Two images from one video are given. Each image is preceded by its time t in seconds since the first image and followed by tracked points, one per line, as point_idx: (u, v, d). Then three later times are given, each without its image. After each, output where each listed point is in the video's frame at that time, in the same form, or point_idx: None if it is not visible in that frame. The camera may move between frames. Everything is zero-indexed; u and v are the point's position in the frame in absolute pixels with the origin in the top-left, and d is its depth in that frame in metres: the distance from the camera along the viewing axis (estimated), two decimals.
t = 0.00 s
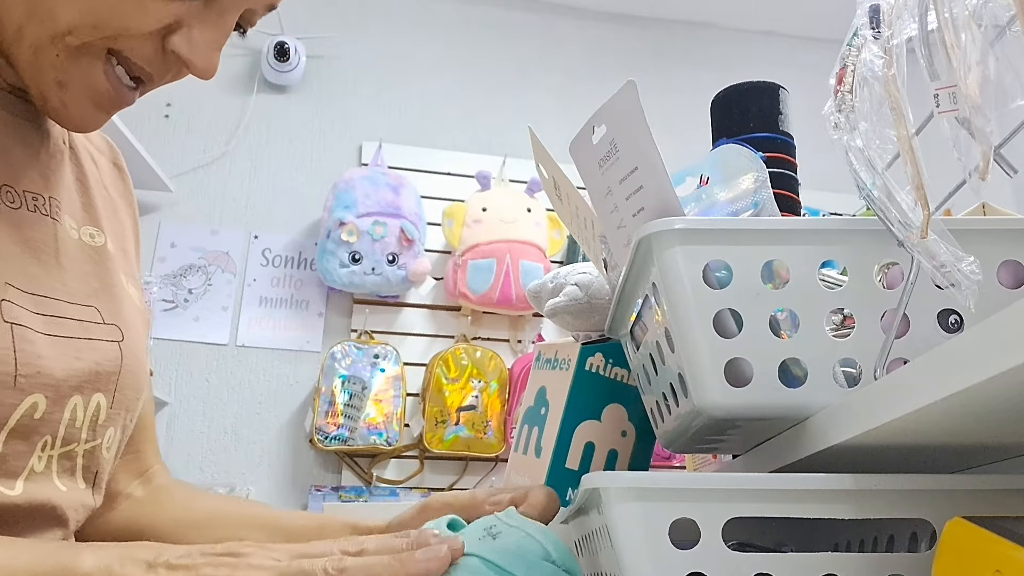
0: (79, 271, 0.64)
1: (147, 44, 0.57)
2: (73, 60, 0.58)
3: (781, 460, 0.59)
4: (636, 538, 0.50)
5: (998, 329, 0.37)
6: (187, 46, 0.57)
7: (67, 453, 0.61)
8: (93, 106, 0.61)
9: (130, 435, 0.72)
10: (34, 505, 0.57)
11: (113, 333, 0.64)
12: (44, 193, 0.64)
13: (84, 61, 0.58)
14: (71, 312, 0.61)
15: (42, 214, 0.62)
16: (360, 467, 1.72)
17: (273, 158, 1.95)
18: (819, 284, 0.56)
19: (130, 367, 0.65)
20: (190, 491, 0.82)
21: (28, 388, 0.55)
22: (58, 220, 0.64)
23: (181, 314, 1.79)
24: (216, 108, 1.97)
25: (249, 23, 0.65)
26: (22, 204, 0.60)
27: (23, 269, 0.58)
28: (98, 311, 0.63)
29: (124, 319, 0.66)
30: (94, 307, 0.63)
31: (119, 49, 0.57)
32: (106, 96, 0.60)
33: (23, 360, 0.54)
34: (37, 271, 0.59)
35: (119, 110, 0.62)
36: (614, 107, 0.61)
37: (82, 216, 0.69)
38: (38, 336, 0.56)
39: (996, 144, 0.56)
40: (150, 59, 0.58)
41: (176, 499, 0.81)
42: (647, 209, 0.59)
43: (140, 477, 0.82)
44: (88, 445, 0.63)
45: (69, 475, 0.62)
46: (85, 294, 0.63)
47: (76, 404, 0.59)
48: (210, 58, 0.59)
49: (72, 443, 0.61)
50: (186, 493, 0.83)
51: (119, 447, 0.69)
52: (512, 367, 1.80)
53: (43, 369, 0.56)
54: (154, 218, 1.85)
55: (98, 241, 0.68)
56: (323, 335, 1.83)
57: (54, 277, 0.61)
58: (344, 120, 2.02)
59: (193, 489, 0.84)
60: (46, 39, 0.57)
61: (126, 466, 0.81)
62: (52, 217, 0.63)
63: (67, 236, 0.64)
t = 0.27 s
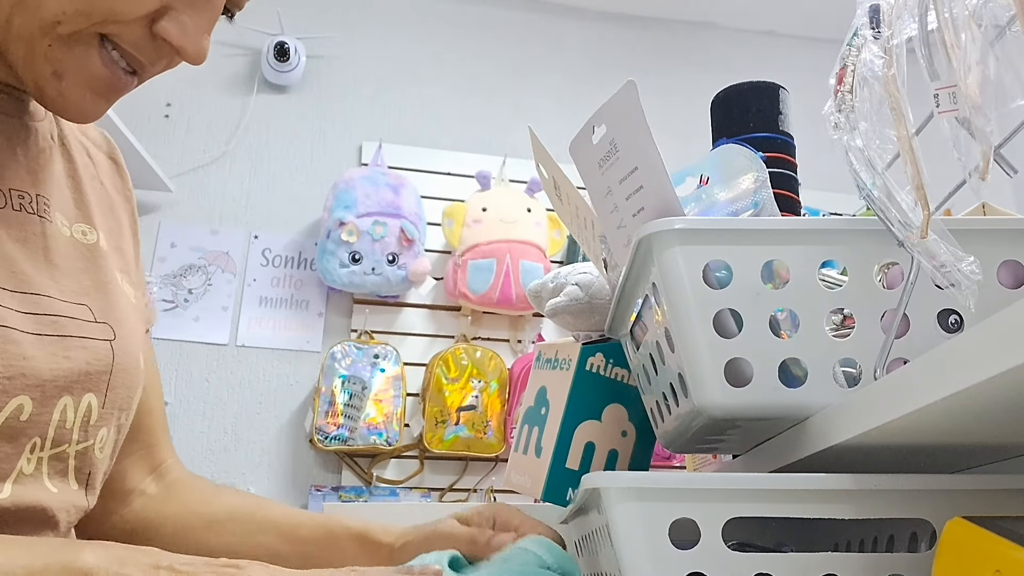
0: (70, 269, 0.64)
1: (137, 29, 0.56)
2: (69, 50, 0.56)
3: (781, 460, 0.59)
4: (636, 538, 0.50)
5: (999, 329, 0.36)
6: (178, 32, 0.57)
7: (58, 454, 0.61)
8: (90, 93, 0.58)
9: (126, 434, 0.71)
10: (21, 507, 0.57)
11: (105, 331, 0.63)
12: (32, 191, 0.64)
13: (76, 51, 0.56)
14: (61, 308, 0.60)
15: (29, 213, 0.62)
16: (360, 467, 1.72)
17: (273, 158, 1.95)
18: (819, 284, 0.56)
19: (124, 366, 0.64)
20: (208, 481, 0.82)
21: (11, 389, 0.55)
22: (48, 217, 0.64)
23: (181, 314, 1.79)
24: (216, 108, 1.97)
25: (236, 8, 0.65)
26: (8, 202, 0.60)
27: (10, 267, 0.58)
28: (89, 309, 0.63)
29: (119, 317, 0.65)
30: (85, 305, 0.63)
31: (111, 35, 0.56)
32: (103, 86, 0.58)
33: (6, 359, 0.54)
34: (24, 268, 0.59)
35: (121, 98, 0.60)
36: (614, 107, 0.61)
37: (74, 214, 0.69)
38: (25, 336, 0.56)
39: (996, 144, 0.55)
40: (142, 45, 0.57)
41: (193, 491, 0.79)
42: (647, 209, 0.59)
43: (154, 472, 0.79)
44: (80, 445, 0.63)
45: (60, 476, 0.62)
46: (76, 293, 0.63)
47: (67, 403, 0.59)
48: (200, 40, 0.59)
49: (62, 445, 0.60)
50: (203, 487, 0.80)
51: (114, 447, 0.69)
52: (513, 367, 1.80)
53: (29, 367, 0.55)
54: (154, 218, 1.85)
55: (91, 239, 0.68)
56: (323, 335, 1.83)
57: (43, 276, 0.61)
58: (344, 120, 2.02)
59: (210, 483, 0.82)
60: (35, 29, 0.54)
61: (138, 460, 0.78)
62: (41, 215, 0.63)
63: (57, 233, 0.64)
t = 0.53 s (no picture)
0: (72, 268, 0.64)
1: (136, 23, 0.56)
2: (66, 46, 0.55)
3: (781, 460, 0.59)
4: (636, 538, 0.50)
5: (999, 329, 0.37)
6: (174, 24, 0.58)
7: (60, 453, 0.61)
8: (92, 91, 0.59)
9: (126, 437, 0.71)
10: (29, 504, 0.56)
11: (108, 331, 0.63)
12: (35, 190, 0.64)
13: (74, 49, 0.56)
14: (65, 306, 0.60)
15: (32, 213, 0.62)
16: (360, 467, 1.72)
17: (273, 158, 1.95)
18: (819, 284, 0.56)
19: (124, 365, 0.65)
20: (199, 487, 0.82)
21: (12, 386, 0.55)
22: (53, 218, 0.64)
23: (181, 314, 1.79)
24: (216, 108, 1.97)
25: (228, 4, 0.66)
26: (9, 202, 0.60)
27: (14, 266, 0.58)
28: (92, 309, 0.63)
29: (121, 318, 0.66)
30: (88, 305, 0.63)
31: (110, 31, 0.56)
32: (102, 82, 0.58)
33: (8, 358, 0.54)
34: (28, 266, 0.59)
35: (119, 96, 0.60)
36: (614, 107, 0.61)
37: (75, 215, 0.69)
38: (29, 335, 0.56)
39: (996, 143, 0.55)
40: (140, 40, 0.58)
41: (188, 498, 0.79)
42: (647, 209, 0.59)
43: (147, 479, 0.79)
44: (82, 444, 0.63)
45: (63, 475, 0.62)
46: (78, 293, 0.63)
47: (68, 402, 0.59)
48: (196, 33, 0.60)
49: (65, 444, 0.60)
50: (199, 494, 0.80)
51: (115, 447, 0.69)
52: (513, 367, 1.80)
53: (30, 365, 0.56)
54: (154, 218, 1.85)
55: (91, 240, 0.68)
56: (323, 335, 1.83)
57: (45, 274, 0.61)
58: (344, 120, 2.02)
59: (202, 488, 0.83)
60: (32, 27, 0.54)
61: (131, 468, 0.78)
62: (46, 215, 0.63)
63: (60, 233, 0.64)
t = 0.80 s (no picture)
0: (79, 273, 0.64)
1: (144, 28, 0.54)
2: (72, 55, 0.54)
3: (781, 460, 0.59)
4: (636, 538, 0.50)
5: (1001, 330, 0.36)
6: (184, 28, 0.55)
7: (67, 454, 0.60)
8: (102, 99, 0.57)
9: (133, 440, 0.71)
10: (29, 507, 0.57)
11: (116, 333, 0.63)
12: (42, 195, 0.64)
13: (83, 56, 0.54)
14: (74, 310, 0.60)
15: (39, 218, 0.62)
16: (360, 467, 1.72)
17: (273, 158, 1.95)
18: (818, 284, 0.56)
19: (133, 367, 0.64)
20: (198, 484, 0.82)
21: (20, 392, 0.54)
22: (59, 223, 0.64)
23: (181, 314, 1.79)
24: (217, 108, 1.97)
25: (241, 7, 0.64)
26: (17, 208, 0.60)
27: (21, 271, 0.58)
28: (101, 312, 0.63)
29: (128, 321, 0.66)
30: (96, 308, 0.63)
31: (119, 39, 0.54)
32: (112, 88, 0.56)
33: (20, 361, 0.54)
34: (36, 271, 0.59)
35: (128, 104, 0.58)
36: (614, 107, 0.61)
37: (82, 219, 0.69)
38: (40, 338, 0.56)
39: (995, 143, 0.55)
40: (150, 47, 0.56)
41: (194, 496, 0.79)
42: (647, 209, 0.59)
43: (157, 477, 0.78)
44: (88, 446, 0.62)
45: (70, 477, 0.62)
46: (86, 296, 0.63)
47: (76, 404, 0.59)
48: (207, 37, 0.57)
49: (71, 446, 0.60)
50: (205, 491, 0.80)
51: (123, 448, 0.69)
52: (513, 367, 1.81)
53: (41, 366, 0.55)
54: (154, 218, 1.85)
55: (98, 244, 0.68)
56: (323, 335, 1.83)
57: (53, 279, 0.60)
58: (344, 120, 2.02)
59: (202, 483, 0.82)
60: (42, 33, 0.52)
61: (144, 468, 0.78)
62: (52, 220, 0.63)
63: (66, 238, 0.64)
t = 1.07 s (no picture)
0: (81, 273, 0.64)
1: (143, 28, 0.54)
2: (72, 57, 0.53)
3: (781, 460, 0.59)
4: (635, 538, 0.50)
5: (1001, 331, 0.36)
6: (181, 27, 0.55)
7: (70, 454, 0.60)
8: (101, 99, 0.56)
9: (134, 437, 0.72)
10: (34, 506, 0.57)
11: (117, 334, 0.63)
12: (46, 198, 0.64)
13: (85, 57, 0.54)
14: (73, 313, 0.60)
15: (42, 221, 0.62)
16: (360, 467, 1.72)
17: (273, 158, 1.95)
18: (818, 284, 0.56)
19: (135, 367, 0.65)
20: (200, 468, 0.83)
21: (25, 390, 0.54)
22: (60, 224, 0.64)
23: (181, 314, 1.79)
24: (217, 108, 1.97)
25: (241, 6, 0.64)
26: (20, 210, 0.60)
27: (23, 273, 0.58)
28: (101, 313, 0.63)
29: (130, 321, 0.66)
30: (97, 308, 0.63)
31: (121, 42, 0.54)
32: (113, 90, 0.56)
33: (22, 363, 0.54)
34: (37, 273, 0.59)
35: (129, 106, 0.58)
36: (614, 107, 0.61)
37: (85, 220, 0.69)
38: (44, 339, 0.56)
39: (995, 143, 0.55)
40: (150, 48, 0.55)
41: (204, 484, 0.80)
42: (648, 209, 0.59)
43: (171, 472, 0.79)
44: (93, 445, 0.62)
45: (74, 476, 0.61)
46: (89, 298, 0.63)
47: (80, 404, 0.59)
48: (205, 38, 0.57)
49: (75, 446, 0.60)
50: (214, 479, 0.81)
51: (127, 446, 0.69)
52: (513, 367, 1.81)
53: (44, 367, 0.55)
54: (155, 218, 1.85)
55: (101, 244, 0.68)
56: (323, 335, 1.83)
57: (55, 280, 0.61)
58: (344, 120, 2.02)
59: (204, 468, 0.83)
60: (44, 34, 0.52)
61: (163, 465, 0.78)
62: (53, 221, 0.63)
63: (68, 239, 0.64)
